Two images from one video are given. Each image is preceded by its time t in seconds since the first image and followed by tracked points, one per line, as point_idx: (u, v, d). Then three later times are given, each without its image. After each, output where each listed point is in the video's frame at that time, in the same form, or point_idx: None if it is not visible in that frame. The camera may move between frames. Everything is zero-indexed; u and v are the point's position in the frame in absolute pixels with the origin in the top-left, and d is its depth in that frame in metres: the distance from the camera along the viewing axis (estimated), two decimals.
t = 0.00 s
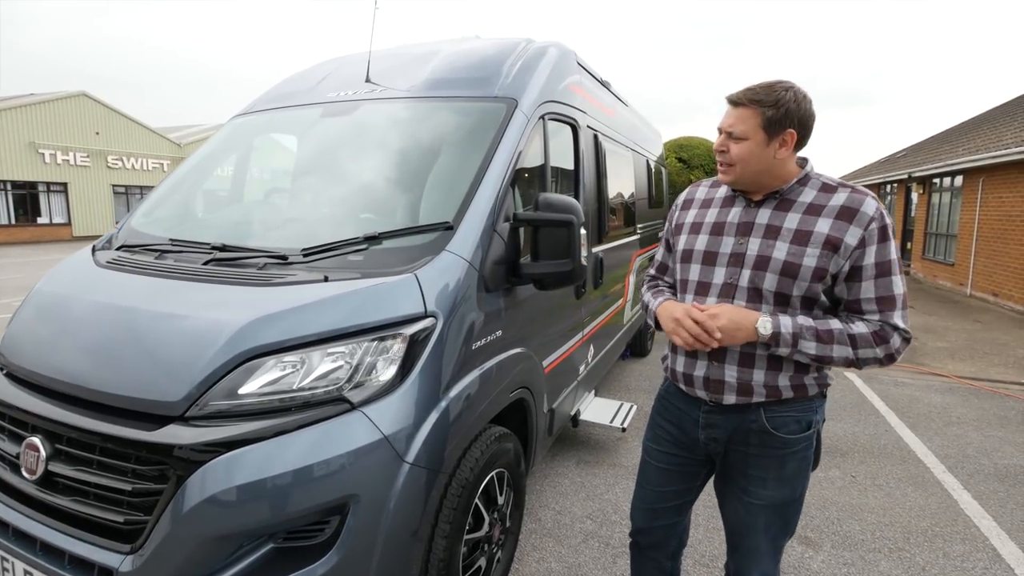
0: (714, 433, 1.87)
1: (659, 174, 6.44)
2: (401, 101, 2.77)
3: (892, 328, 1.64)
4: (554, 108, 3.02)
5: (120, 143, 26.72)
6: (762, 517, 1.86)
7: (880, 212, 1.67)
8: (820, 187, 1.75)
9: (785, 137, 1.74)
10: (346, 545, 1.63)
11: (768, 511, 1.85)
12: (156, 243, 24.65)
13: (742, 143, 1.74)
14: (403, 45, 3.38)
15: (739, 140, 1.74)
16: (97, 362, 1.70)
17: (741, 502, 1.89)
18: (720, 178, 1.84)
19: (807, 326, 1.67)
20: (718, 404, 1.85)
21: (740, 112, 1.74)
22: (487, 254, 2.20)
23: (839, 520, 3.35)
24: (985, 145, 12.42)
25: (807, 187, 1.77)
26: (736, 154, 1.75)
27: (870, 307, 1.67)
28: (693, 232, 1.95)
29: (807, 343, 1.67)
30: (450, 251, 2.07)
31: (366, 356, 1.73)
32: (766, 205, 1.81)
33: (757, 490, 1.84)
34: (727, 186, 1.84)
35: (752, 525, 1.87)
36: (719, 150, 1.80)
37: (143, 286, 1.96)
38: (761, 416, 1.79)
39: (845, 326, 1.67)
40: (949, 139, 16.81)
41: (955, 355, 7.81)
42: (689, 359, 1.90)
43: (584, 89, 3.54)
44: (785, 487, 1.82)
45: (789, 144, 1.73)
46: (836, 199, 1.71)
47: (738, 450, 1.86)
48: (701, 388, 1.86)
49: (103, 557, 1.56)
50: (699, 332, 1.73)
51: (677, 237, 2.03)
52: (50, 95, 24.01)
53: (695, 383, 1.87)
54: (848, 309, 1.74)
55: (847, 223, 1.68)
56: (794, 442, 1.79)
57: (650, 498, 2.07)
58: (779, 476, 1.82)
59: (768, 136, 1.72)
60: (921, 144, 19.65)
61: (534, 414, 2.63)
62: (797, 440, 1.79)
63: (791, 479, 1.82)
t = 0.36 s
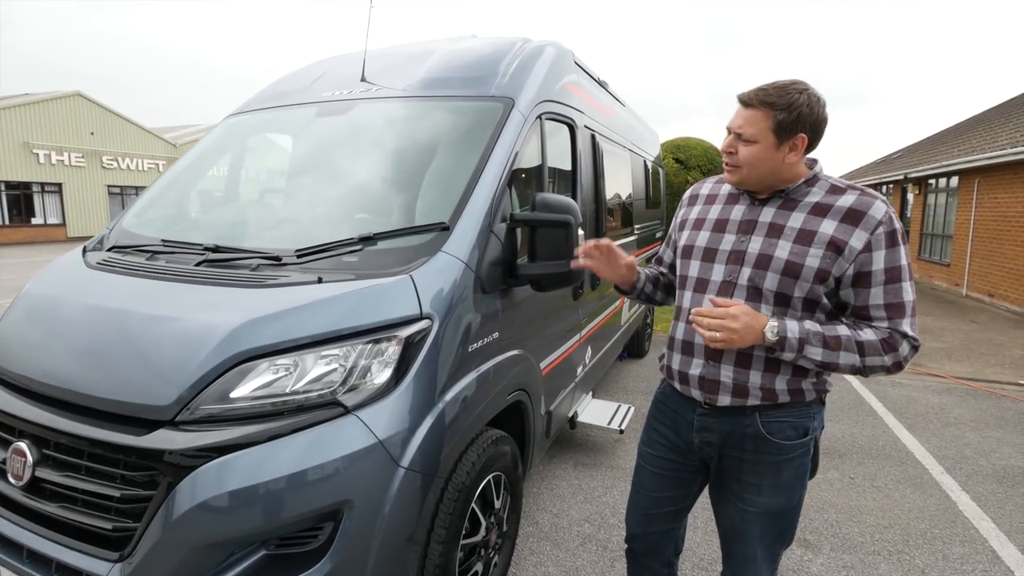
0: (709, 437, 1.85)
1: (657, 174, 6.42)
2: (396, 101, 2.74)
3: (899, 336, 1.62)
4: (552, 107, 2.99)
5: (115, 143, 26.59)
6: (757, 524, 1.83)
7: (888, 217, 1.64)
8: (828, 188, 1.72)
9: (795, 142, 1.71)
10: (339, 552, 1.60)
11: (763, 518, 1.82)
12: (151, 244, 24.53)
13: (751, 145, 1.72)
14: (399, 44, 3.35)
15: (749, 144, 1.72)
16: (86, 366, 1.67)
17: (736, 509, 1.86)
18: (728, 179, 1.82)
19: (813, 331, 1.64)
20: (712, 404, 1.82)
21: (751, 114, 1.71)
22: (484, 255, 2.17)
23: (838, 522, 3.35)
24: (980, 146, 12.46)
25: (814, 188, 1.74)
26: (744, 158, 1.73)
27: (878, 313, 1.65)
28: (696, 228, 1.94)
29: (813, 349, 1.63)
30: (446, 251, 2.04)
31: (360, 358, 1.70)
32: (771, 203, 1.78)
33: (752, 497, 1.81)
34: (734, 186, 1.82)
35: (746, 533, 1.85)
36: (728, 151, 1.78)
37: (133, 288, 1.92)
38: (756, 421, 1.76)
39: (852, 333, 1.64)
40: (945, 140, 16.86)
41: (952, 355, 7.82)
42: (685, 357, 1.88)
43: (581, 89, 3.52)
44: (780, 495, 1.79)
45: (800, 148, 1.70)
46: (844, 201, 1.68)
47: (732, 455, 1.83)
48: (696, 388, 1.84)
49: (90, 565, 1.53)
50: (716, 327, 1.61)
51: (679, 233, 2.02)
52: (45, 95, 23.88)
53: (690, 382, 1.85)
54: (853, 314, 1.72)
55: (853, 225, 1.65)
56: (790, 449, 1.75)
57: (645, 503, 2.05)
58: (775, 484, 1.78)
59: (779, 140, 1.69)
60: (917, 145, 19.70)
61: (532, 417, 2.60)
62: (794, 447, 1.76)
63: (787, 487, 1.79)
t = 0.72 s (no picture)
0: (701, 440, 1.84)
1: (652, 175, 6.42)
2: (390, 101, 2.73)
3: (889, 334, 1.66)
4: (547, 108, 2.99)
5: (109, 143, 26.46)
6: (751, 521, 1.84)
7: (878, 218, 1.66)
8: (817, 189, 1.73)
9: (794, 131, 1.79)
10: (333, 556, 1.59)
11: (757, 515, 1.83)
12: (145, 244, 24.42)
13: (790, 139, 1.70)
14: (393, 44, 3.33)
15: (782, 136, 1.70)
16: (74, 369, 1.65)
17: (730, 507, 1.86)
18: (756, 181, 1.72)
19: (811, 334, 1.64)
20: (706, 408, 1.80)
21: (781, 109, 1.68)
22: (478, 256, 2.16)
23: (833, 522, 3.35)
24: (974, 147, 12.52)
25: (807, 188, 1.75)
26: (786, 151, 1.69)
27: (869, 312, 1.67)
28: (685, 229, 1.90)
29: (811, 351, 1.63)
30: (440, 252, 2.03)
31: (353, 360, 1.69)
32: (763, 205, 1.76)
33: (745, 495, 1.82)
34: (759, 188, 1.74)
35: (741, 530, 1.85)
36: (764, 150, 1.69)
37: (123, 289, 1.91)
38: (748, 421, 1.76)
39: (847, 333, 1.66)
40: (939, 141, 16.94)
41: (946, 355, 7.85)
42: (679, 361, 1.85)
43: (576, 89, 3.51)
44: (773, 491, 1.80)
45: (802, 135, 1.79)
46: (835, 202, 1.68)
47: (726, 456, 1.82)
48: (690, 393, 1.82)
49: (79, 569, 1.51)
50: (720, 333, 1.60)
51: (666, 234, 1.97)
52: (38, 95, 23.75)
53: (685, 386, 1.82)
54: (844, 314, 1.74)
55: (847, 227, 1.66)
56: (781, 447, 1.76)
57: (637, 508, 2.03)
58: (768, 481, 1.79)
59: (800, 129, 1.74)
60: (911, 145, 19.78)
61: (527, 418, 2.59)
62: (784, 444, 1.77)
63: (778, 484, 1.80)
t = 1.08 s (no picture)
0: (678, 441, 1.85)
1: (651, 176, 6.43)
2: (384, 103, 2.74)
3: (849, 320, 1.72)
4: (542, 109, 3.00)
5: (107, 144, 26.45)
6: (731, 517, 1.85)
7: (831, 211, 1.71)
8: (774, 187, 1.75)
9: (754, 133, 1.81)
10: (328, 555, 1.60)
11: (736, 510, 1.85)
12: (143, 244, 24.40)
13: (750, 139, 1.71)
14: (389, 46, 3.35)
15: (743, 136, 1.72)
16: (68, 370, 1.66)
17: (708, 504, 1.87)
18: (718, 179, 1.73)
19: (785, 329, 1.67)
20: (686, 410, 1.81)
21: (742, 109, 1.70)
22: (472, 258, 2.17)
23: (827, 523, 3.36)
24: (972, 147, 12.55)
25: (763, 187, 1.76)
26: (745, 149, 1.71)
27: (831, 302, 1.73)
28: (652, 234, 1.88)
29: (786, 346, 1.67)
30: (433, 254, 2.04)
31: (346, 362, 1.70)
32: (727, 206, 1.77)
33: (725, 492, 1.83)
34: (721, 187, 1.74)
35: (722, 526, 1.86)
36: (725, 148, 1.70)
37: (118, 291, 1.92)
38: (724, 419, 1.78)
39: (814, 325, 1.70)
40: (937, 141, 16.98)
41: (943, 355, 7.87)
42: (658, 367, 1.85)
43: (572, 91, 3.53)
44: (752, 485, 1.83)
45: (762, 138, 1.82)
46: (793, 199, 1.71)
47: (703, 454, 1.83)
48: (671, 397, 1.82)
49: (73, 570, 1.52)
50: (709, 342, 1.59)
51: (631, 240, 1.95)
52: (37, 95, 23.73)
53: (666, 391, 1.83)
54: (806, 305, 1.79)
55: (806, 224, 1.70)
56: (754, 441, 1.79)
57: (619, 509, 2.05)
58: (745, 475, 1.82)
59: (761, 131, 1.76)
60: (909, 146, 19.82)
61: (521, 419, 2.60)
62: (757, 438, 1.80)
63: (755, 477, 1.83)
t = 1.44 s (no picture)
0: (637, 436, 1.89)
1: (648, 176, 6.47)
2: (377, 107, 2.79)
3: (793, 313, 1.78)
4: (533, 112, 3.04)
5: (109, 146, 26.54)
6: (691, 513, 1.89)
7: (772, 210, 1.77)
8: (719, 188, 1.81)
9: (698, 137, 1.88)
10: (317, 548, 1.64)
11: (696, 505, 1.89)
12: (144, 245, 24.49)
13: (692, 141, 1.77)
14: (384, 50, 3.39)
15: (686, 139, 1.78)
16: (66, 369, 1.71)
17: (670, 502, 1.91)
18: (664, 182, 1.78)
19: (732, 323, 1.72)
20: (644, 406, 1.85)
21: (682, 113, 1.77)
22: (461, 259, 2.21)
23: (816, 520, 3.41)
24: (970, 148, 12.58)
25: (709, 188, 1.82)
26: (689, 152, 1.77)
27: (776, 296, 1.78)
28: (606, 237, 1.92)
29: (734, 340, 1.72)
30: (423, 256, 2.08)
31: (336, 361, 1.74)
32: (675, 207, 1.82)
33: (684, 488, 1.87)
34: (668, 190, 1.80)
35: (684, 523, 1.90)
36: (669, 151, 1.76)
37: (115, 292, 1.96)
38: (681, 415, 1.82)
39: (760, 318, 1.76)
40: (936, 142, 17.00)
41: (940, 355, 7.90)
42: (616, 365, 1.89)
43: (564, 94, 3.57)
44: (709, 481, 1.87)
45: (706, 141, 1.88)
46: (737, 199, 1.78)
47: (662, 451, 1.87)
48: (629, 393, 1.86)
49: (69, 563, 1.57)
50: (658, 336, 1.65)
51: (586, 242, 1.99)
52: (40, 97, 23.81)
53: (624, 387, 1.87)
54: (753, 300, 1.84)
55: (750, 222, 1.76)
56: (711, 435, 1.84)
57: (593, 503, 2.10)
58: (703, 470, 1.86)
59: (703, 135, 1.83)
60: (908, 146, 19.84)
61: (512, 418, 2.64)
62: (713, 432, 1.84)
63: (714, 472, 1.87)
